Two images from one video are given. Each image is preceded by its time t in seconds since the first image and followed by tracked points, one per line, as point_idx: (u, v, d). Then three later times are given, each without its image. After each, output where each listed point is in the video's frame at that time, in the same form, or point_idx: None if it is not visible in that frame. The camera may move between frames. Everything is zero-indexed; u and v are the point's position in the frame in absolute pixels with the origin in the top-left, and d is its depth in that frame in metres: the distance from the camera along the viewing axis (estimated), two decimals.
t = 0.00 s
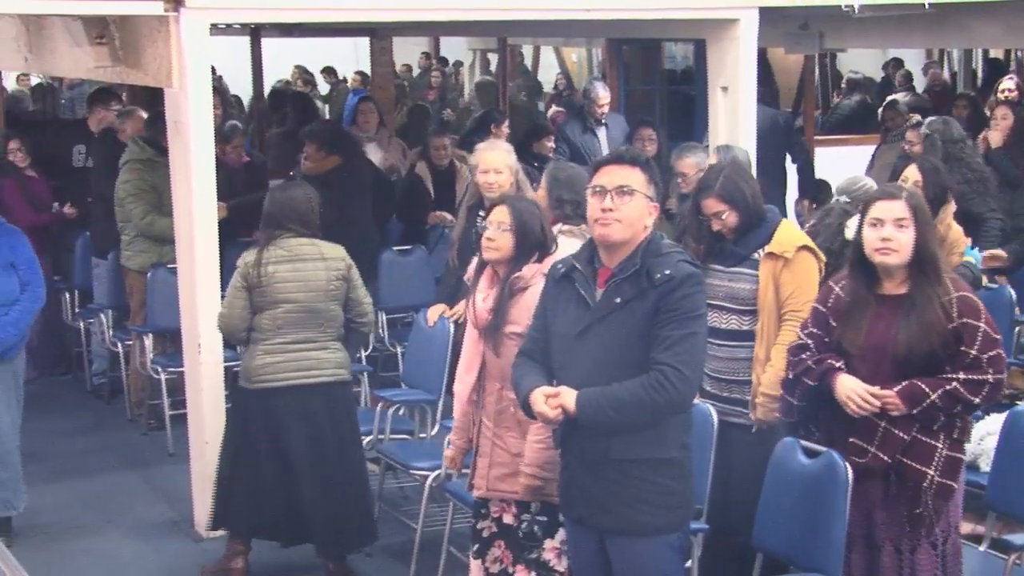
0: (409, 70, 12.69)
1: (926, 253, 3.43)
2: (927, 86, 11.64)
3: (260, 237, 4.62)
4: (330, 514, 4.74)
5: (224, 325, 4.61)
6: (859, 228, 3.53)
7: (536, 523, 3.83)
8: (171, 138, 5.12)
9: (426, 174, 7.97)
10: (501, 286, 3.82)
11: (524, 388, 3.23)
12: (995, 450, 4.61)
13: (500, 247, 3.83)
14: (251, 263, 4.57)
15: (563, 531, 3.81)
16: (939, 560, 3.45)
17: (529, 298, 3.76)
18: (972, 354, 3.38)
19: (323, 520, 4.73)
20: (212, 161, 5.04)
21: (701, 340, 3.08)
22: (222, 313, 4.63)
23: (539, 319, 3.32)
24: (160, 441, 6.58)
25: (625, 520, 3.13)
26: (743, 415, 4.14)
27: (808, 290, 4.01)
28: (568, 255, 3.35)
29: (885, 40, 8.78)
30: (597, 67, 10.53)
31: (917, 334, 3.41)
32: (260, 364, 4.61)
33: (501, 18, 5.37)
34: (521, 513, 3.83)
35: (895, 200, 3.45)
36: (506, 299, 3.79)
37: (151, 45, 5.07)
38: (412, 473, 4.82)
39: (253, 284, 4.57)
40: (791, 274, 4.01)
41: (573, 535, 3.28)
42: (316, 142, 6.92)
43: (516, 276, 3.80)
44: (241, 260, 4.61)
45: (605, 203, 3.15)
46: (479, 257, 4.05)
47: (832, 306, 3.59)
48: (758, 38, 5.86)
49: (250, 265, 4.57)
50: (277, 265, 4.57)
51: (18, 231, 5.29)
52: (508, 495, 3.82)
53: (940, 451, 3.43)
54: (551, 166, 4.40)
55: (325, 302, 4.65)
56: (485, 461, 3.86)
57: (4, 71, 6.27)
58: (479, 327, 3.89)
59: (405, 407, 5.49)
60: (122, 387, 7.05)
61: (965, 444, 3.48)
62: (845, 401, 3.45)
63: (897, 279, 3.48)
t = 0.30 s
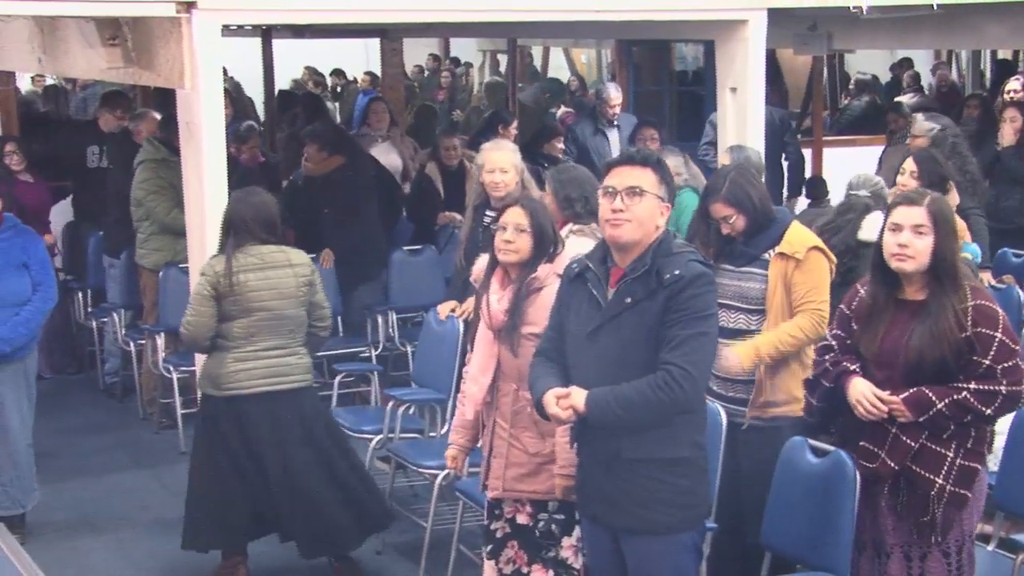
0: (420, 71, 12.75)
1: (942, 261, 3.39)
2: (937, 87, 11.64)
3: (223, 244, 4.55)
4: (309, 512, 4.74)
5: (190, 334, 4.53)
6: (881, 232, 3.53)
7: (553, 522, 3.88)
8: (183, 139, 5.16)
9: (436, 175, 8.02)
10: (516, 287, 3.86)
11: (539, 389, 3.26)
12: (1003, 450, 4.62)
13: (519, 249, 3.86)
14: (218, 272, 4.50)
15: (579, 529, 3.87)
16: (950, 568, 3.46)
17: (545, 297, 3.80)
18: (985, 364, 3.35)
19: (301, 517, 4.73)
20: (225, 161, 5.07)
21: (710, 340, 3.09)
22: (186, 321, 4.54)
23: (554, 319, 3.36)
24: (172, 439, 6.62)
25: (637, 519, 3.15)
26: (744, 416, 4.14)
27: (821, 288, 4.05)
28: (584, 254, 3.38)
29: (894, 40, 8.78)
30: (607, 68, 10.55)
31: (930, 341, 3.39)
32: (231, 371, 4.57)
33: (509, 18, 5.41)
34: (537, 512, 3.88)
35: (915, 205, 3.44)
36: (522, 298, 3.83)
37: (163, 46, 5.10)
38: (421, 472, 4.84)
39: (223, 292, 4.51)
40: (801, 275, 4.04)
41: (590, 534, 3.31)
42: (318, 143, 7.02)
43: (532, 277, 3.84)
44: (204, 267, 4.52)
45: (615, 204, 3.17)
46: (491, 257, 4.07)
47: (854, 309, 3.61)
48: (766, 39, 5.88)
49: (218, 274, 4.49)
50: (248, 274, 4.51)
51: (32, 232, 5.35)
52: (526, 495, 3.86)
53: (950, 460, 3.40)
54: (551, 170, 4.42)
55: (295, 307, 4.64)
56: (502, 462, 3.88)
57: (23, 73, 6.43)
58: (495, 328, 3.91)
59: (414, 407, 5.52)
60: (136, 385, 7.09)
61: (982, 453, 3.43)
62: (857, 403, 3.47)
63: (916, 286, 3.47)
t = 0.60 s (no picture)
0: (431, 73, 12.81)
1: (949, 264, 3.40)
2: (944, 89, 11.67)
3: (203, 247, 4.62)
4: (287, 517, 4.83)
5: (181, 339, 4.58)
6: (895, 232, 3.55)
7: (563, 521, 3.90)
8: (196, 140, 5.20)
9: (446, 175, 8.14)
10: (529, 287, 3.90)
11: (551, 390, 3.31)
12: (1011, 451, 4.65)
13: (532, 249, 3.89)
14: (206, 274, 4.57)
15: (590, 528, 3.90)
16: (950, 571, 3.44)
17: (558, 297, 3.85)
18: (984, 369, 3.34)
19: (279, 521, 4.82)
20: (237, 162, 5.11)
21: (720, 342, 3.13)
22: (174, 326, 4.60)
23: (568, 319, 3.40)
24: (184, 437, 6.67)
25: (647, 518, 3.19)
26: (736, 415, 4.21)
27: (817, 294, 4.01)
28: (599, 254, 3.42)
29: (903, 43, 8.80)
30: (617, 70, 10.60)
31: (932, 343, 3.40)
32: (226, 371, 4.66)
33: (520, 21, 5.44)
34: (548, 511, 3.90)
35: (928, 207, 3.44)
36: (536, 297, 3.87)
37: (177, 47, 5.14)
38: (431, 470, 4.88)
39: (213, 293, 4.59)
40: (796, 278, 4.01)
41: (601, 534, 3.35)
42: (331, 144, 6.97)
43: (544, 277, 3.88)
44: (189, 271, 4.58)
45: (627, 205, 3.20)
46: (502, 257, 4.11)
47: (870, 307, 3.64)
48: (775, 41, 5.91)
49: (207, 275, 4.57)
50: (235, 273, 4.61)
51: (38, 231, 5.37)
52: (537, 493, 3.88)
53: (947, 463, 3.40)
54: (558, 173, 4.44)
55: (280, 301, 4.77)
56: (513, 461, 3.91)
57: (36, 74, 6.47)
58: (508, 327, 3.96)
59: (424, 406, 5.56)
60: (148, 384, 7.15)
61: (984, 458, 3.41)
62: (859, 401, 3.51)
63: (928, 286, 3.48)
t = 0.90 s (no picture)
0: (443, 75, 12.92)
1: (946, 265, 3.44)
2: (951, 91, 11.73)
3: (196, 247, 4.75)
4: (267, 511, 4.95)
5: (182, 336, 4.70)
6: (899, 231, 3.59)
7: (569, 518, 4.00)
8: (211, 141, 5.28)
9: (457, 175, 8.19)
10: (540, 287, 3.98)
11: (562, 388, 3.39)
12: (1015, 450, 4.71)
13: (543, 249, 3.97)
14: (203, 271, 4.71)
15: (595, 525, 4.01)
16: (945, 567, 3.47)
17: (568, 297, 3.92)
18: (972, 369, 3.38)
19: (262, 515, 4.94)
20: (252, 164, 5.19)
21: (729, 341, 3.20)
22: (174, 324, 4.71)
23: (579, 317, 3.48)
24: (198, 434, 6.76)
25: (658, 515, 3.26)
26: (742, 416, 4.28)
27: (822, 297, 4.09)
28: (610, 253, 3.49)
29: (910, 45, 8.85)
30: (626, 72, 10.69)
31: (926, 342, 3.46)
32: (227, 366, 4.80)
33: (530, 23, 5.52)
34: (554, 508, 3.99)
35: (930, 208, 3.48)
36: (547, 297, 3.95)
37: (193, 51, 5.23)
38: (443, 467, 4.96)
39: (212, 290, 4.73)
40: (803, 281, 4.09)
41: (609, 530, 3.42)
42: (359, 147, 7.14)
43: (555, 277, 3.95)
44: (185, 270, 4.71)
45: (638, 205, 3.27)
46: (514, 256, 4.19)
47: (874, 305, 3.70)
48: (783, 45, 5.98)
49: (204, 273, 4.71)
50: (230, 270, 4.76)
51: (46, 231, 5.50)
52: (543, 491, 3.97)
53: (938, 461, 3.46)
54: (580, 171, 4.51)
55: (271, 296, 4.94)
56: (520, 458, 3.99)
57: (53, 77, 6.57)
58: (518, 326, 4.03)
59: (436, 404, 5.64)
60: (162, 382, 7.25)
61: (978, 457, 3.45)
62: (856, 396, 3.59)
63: (928, 286, 3.52)
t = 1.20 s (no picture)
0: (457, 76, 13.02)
1: (941, 264, 3.57)
2: (959, 92, 11.78)
3: (187, 237, 4.91)
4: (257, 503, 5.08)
5: (167, 321, 4.85)
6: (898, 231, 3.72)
7: (578, 514, 4.07)
8: (229, 142, 5.37)
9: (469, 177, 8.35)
10: (552, 285, 4.05)
11: (574, 387, 3.46)
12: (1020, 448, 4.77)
13: (554, 248, 4.05)
14: (191, 261, 4.86)
15: (604, 521, 4.08)
16: (945, 561, 3.61)
17: (579, 297, 3.99)
18: (963, 364, 3.52)
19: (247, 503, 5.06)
20: (269, 164, 5.28)
21: (739, 340, 3.26)
22: (161, 309, 4.86)
23: (591, 315, 3.55)
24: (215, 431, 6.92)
25: (672, 511, 3.32)
26: (760, 418, 4.30)
27: (836, 297, 4.19)
28: (619, 253, 3.56)
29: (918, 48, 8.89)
30: (638, 74, 10.75)
31: (921, 339, 3.60)
32: (208, 354, 4.93)
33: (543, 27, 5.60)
34: (564, 504, 4.08)
35: (928, 210, 3.59)
36: (558, 295, 4.02)
37: (211, 53, 5.32)
38: (457, 463, 5.04)
39: (198, 278, 4.88)
40: (819, 281, 4.19)
41: (620, 525, 3.50)
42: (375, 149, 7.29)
43: (566, 276, 4.02)
44: (175, 257, 4.86)
45: (648, 205, 3.35)
46: (526, 256, 4.28)
47: (873, 304, 3.83)
48: (793, 46, 6.04)
49: (192, 261, 4.86)
50: (217, 261, 4.90)
51: (57, 232, 5.65)
52: (551, 487, 4.06)
53: (933, 455, 3.60)
54: (598, 173, 4.60)
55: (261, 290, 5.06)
56: (531, 454, 4.08)
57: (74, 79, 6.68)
58: (529, 324, 4.10)
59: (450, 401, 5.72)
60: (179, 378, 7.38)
61: (973, 451, 3.57)
62: (855, 390, 3.74)
63: (924, 285, 3.64)
